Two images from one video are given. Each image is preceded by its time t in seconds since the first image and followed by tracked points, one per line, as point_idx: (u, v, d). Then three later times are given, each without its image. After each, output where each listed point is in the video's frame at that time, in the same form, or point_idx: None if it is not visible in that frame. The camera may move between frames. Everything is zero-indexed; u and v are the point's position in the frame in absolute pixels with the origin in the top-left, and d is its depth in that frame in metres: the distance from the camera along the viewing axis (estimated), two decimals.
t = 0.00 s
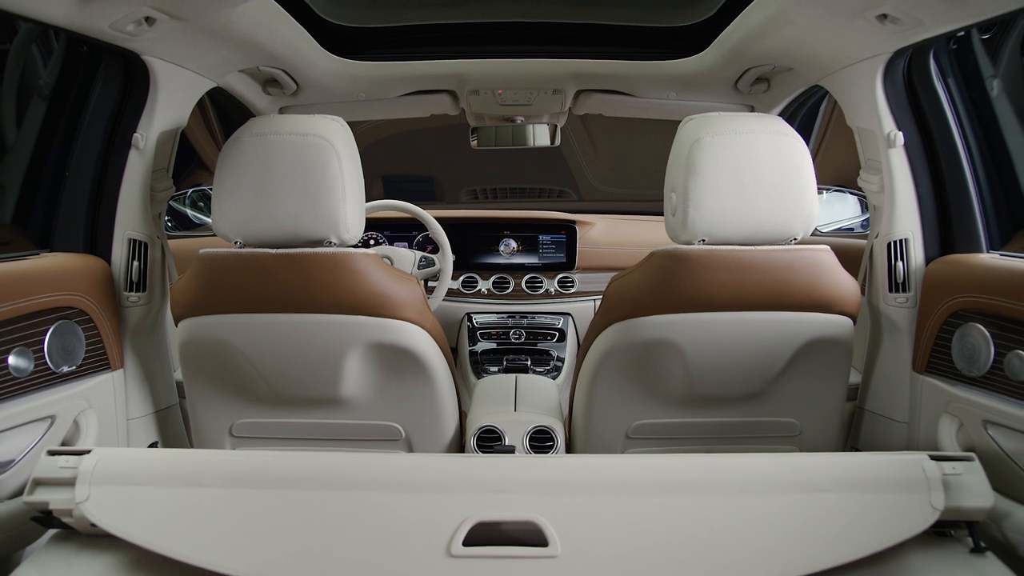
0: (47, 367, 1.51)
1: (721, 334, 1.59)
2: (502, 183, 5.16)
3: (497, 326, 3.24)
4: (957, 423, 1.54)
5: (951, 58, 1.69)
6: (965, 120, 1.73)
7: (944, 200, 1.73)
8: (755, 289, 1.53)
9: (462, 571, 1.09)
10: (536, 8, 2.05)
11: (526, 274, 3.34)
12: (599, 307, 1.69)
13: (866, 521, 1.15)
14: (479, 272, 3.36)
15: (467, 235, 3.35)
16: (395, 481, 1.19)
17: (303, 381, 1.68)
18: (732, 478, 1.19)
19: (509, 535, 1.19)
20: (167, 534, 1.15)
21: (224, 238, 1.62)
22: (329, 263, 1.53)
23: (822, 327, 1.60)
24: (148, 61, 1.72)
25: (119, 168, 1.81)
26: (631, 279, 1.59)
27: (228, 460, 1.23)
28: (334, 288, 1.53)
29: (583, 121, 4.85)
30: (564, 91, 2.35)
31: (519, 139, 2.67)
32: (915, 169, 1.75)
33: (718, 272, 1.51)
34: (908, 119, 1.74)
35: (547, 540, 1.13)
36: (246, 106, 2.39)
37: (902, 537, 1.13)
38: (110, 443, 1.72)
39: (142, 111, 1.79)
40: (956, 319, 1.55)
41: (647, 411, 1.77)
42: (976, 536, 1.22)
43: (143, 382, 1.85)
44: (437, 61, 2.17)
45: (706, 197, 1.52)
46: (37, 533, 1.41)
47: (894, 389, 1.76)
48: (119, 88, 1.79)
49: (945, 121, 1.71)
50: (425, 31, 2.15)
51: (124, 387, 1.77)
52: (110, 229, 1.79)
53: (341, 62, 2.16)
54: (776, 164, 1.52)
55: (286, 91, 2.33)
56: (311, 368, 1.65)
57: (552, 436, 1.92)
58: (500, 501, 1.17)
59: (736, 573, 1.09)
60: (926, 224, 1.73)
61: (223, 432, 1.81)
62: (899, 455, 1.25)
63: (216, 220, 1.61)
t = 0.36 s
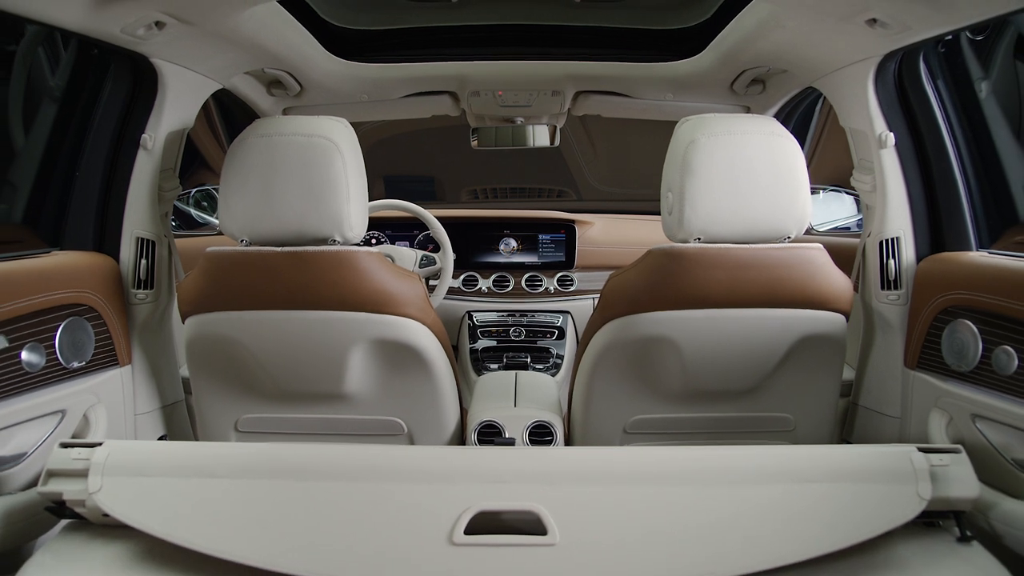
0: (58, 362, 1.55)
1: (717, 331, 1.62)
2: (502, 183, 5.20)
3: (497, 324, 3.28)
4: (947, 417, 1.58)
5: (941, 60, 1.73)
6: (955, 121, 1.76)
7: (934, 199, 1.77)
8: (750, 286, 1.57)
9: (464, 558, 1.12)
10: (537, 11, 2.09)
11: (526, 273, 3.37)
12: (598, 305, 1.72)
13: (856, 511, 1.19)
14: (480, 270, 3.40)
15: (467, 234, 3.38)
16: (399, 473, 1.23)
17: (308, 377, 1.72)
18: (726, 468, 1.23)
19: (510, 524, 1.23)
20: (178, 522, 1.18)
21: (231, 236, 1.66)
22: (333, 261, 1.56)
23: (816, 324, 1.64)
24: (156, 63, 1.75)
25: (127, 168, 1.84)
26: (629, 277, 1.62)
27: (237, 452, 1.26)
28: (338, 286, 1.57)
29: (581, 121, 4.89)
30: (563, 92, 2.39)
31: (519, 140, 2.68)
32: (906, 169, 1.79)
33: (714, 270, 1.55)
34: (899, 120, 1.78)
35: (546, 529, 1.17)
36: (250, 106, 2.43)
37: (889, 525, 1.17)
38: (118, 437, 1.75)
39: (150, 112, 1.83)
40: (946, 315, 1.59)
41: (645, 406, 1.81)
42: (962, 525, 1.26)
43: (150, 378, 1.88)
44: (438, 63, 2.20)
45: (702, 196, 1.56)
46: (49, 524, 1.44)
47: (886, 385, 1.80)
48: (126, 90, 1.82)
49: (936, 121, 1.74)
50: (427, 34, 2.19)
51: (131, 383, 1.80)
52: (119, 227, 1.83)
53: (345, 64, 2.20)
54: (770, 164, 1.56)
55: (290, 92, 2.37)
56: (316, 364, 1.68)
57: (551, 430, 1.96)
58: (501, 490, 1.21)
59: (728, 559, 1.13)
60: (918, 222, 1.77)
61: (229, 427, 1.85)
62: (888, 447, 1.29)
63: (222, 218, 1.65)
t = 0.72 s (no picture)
0: (68, 358, 1.59)
1: (712, 328, 1.65)
2: (502, 183, 5.24)
3: (497, 322, 3.31)
4: (938, 412, 1.61)
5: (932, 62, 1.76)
6: (946, 122, 1.80)
7: (926, 199, 1.80)
8: (745, 284, 1.60)
9: (466, 547, 1.16)
10: (538, 14, 2.12)
11: (526, 272, 3.41)
12: (596, 302, 1.76)
13: (846, 502, 1.22)
14: (480, 269, 3.43)
15: (467, 233, 3.41)
16: (403, 464, 1.26)
17: (312, 373, 1.75)
18: (720, 460, 1.26)
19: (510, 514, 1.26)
20: (187, 513, 1.22)
21: (236, 235, 1.69)
22: (337, 259, 1.60)
23: (810, 321, 1.67)
24: (165, 66, 1.78)
25: (136, 167, 1.88)
26: (627, 275, 1.66)
27: (244, 444, 1.29)
28: (342, 283, 1.61)
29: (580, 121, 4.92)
30: (562, 94, 2.42)
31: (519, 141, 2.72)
32: (898, 169, 1.82)
33: (709, 268, 1.59)
34: (891, 121, 1.81)
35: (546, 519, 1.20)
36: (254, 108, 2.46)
37: (879, 515, 1.20)
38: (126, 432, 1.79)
39: (158, 113, 1.86)
40: (937, 312, 1.62)
41: (643, 402, 1.84)
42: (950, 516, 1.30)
43: (157, 374, 1.91)
44: (440, 64, 2.24)
45: (698, 196, 1.59)
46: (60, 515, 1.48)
47: (879, 381, 1.83)
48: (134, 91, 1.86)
49: (927, 123, 1.78)
50: (428, 36, 2.22)
51: (139, 379, 1.83)
52: (127, 226, 1.86)
53: (348, 66, 2.23)
54: (764, 164, 1.60)
55: (294, 94, 2.40)
56: (319, 360, 1.72)
57: (551, 425, 1.99)
58: (501, 481, 1.24)
59: (721, 547, 1.16)
60: (910, 221, 1.80)
61: (234, 422, 1.88)
62: (878, 441, 1.32)
63: (228, 217, 1.68)
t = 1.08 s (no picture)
0: (77, 354, 1.62)
1: (708, 325, 1.69)
2: (502, 183, 5.27)
3: (497, 320, 3.35)
4: (930, 408, 1.64)
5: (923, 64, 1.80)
6: (936, 123, 1.84)
7: (918, 199, 1.84)
8: (740, 281, 1.63)
9: (467, 537, 1.19)
10: (538, 17, 2.16)
11: (526, 271, 3.44)
12: (595, 300, 1.79)
13: (839, 493, 1.25)
14: (481, 268, 3.47)
15: (468, 233, 3.44)
16: (406, 457, 1.29)
17: (315, 369, 1.78)
18: (715, 453, 1.29)
19: (510, 505, 1.30)
20: (195, 504, 1.25)
21: (242, 234, 1.73)
22: (340, 258, 1.63)
23: (805, 318, 1.70)
24: (172, 68, 1.82)
25: (142, 167, 1.91)
26: (624, 273, 1.69)
27: (250, 438, 1.33)
28: (346, 281, 1.64)
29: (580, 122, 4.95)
30: (562, 95, 2.45)
31: (519, 141, 2.76)
32: (890, 169, 1.86)
33: (705, 266, 1.62)
34: (883, 122, 1.85)
35: (545, 510, 1.23)
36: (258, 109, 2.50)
37: (869, 506, 1.24)
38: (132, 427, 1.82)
39: (165, 114, 1.90)
40: (928, 310, 1.66)
41: (640, 398, 1.88)
42: (940, 508, 1.33)
43: (163, 370, 1.95)
44: (441, 66, 2.27)
45: (694, 195, 1.62)
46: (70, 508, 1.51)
47: (872, 378, 1.87)
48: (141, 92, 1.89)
49: (918, 124, 1.82)
50: (430, 38, 2.25)
51: (145, 375, 1.87)
52: (134, 225, 1.90)
53: (351, 68, 2.26)
54: (759, 164, 1.63)
55: (297, 95, 2.43)
56: (323, 357, 1.75)
57: (550, 421, 2.05)
58: (501, 473, 1.27)
59: (715, 537, 1.20)
60: (903, 221, 1.84)
61: (239, 418, 1.92)
62: (869, 434, 1.35)
63: (234, 216, 1.72)
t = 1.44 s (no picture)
0: (86, 351, 1.65)
1: (705, 322, 1.72)
2: (502, 183, 5.30)
3: (497, 319, 3.36)
4: (922, 403, 1.67)
5: (915, 67, 1.83)
6: (928, 123, 1.87)
7: (910, 199, 1.87)
8: (736, 279, 1.66)
9: (468, 528, 1.23)
10: (537, 21, 2.18)
11: (525, 270, 3.47)
12: (593, 298, 1.82)
13: (831, 486, 1.29)
14: (481, 267, 3.50)
15: (468, 232, 3.48)
16: (409, 450, 1.33)
17: (319, 366, 1.81)
18: (710, 446, 1.32)
19: (511, 497, 1.33)
20: (204, 496, 1.28)
21: (248, 233, 1.76)
22: (342, 256, 1.66)
23: (800, 315, 1.73)
24: (178, 70, 1.85)
25: (149, 168, 1.95)
26: (623, 271, 1.72)
27: (256, 432, 1.36)
28: (348, 279, 1.67)
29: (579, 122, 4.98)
30: (561, 96, 2.48)
31: (519, 141, 2.74)
32: (884, 170, 1.89)
33: (701, 264, 1.65)
34: (877, 122, 1.88)
35: (544, 502, 1.26)
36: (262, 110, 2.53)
37: (860, 498, 1.27)
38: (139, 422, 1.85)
39: (171, 116, 1.93)
40: (920, 307, 1.69)
41: (638, 394, 1.91)
42: (930, 500, 1.36)
43: (168, 367, 1.98)
44: (442, 68, 2.30)
45: (690, 195, 1.66)
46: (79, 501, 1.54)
47: (866, 374, 1.90)
48: (147, 94, 1.92)
49: (911, 126, 1.85)
50: (431, 40, 2.28)
51: (152, 372, 1.90)
52: (141, 225, 1.93)
53: (354, 69, 2.29)
54: (754, 164, 1.66)
55: (300, 95, 2.46)
56: (326, 353, 1.78)
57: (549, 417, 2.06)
58: (502, 466, 1.30)
59: (710, 528, 1.23)
60: (896, 221, 1.87)
61: (243, 414, 1.95)
62: (862, 428, 1.38)
63: (240, 216, 1.75)
